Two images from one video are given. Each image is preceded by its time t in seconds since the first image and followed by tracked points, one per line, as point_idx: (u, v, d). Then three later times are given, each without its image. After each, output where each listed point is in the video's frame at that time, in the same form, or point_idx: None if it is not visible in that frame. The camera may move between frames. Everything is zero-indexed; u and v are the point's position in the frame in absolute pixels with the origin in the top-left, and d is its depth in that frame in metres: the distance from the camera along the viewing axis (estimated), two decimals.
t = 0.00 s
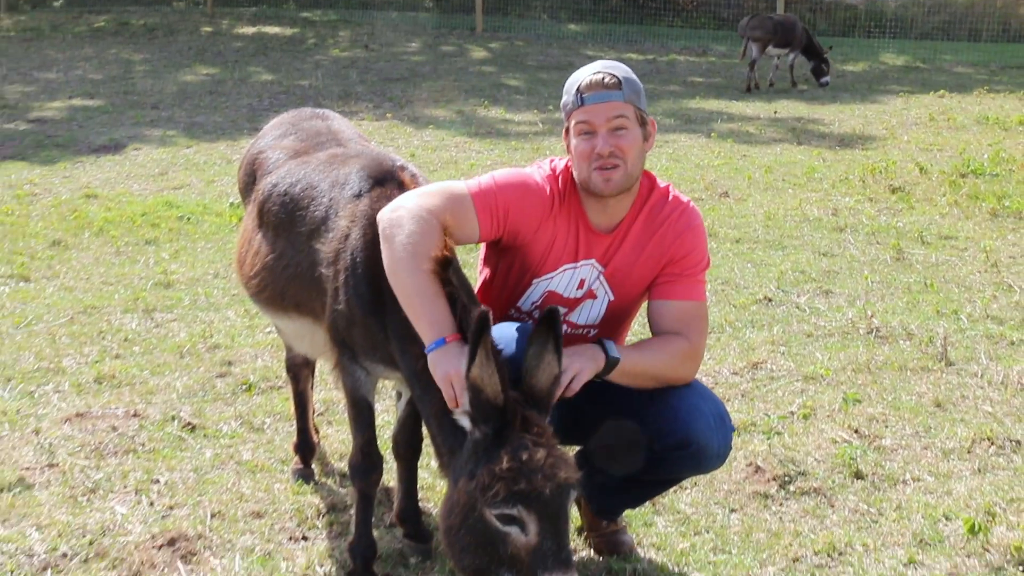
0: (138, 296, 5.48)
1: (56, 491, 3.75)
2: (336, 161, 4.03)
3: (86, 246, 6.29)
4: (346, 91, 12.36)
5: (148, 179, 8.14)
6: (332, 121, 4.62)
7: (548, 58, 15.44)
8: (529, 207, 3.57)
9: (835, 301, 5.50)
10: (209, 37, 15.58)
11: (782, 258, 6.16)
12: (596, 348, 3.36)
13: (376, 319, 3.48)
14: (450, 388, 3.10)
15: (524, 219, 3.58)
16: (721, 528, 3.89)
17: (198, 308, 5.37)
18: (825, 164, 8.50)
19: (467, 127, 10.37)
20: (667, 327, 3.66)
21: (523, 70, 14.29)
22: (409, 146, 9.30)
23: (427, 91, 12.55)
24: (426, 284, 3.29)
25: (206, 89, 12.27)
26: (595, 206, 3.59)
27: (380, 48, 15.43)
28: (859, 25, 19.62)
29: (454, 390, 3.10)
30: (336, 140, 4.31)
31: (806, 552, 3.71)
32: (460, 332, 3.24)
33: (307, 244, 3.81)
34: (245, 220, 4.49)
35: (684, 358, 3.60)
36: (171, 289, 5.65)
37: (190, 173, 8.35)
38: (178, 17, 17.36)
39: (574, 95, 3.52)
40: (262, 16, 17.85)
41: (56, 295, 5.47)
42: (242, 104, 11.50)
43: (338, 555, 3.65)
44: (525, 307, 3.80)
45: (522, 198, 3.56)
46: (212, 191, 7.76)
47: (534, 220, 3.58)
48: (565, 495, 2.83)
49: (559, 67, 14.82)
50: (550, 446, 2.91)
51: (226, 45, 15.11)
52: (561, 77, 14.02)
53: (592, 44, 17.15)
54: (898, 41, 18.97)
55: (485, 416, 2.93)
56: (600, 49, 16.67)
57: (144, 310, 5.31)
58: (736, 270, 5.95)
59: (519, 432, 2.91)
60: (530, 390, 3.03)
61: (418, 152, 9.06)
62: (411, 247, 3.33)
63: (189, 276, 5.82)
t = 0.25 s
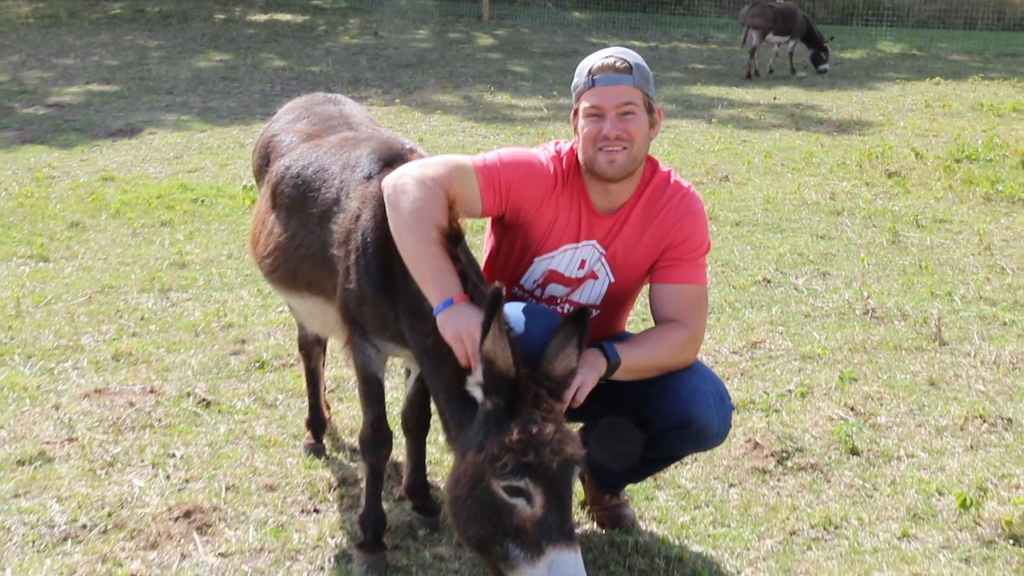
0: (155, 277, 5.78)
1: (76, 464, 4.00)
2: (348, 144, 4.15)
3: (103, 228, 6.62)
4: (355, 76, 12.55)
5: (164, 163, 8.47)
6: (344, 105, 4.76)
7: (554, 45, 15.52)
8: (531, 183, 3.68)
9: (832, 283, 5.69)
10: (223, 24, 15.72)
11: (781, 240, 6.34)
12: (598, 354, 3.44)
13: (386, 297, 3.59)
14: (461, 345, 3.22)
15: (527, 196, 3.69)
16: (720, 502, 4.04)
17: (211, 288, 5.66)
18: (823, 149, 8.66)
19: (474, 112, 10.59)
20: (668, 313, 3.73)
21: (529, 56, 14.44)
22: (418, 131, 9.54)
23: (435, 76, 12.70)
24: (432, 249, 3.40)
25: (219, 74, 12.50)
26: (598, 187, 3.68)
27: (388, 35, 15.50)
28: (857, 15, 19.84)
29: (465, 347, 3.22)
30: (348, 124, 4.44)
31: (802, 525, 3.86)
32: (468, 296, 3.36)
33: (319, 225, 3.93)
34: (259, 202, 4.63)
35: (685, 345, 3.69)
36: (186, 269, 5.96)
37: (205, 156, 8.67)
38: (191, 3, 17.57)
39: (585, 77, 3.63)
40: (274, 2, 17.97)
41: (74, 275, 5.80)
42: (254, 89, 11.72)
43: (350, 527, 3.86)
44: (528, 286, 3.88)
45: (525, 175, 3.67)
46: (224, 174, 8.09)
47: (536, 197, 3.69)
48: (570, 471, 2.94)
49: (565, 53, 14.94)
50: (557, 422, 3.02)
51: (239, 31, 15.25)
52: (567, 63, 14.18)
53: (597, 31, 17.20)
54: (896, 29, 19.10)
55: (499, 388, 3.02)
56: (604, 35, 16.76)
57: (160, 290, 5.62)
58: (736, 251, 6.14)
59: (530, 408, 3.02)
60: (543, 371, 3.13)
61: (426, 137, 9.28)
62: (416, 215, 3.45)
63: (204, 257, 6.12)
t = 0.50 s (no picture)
0: (167, 249, 5.89)
1: (91, 433, 4.09)
2: (357, 119, 4.22)
3: (117, 201, 6.73)
4: (365, 53, 12.60)
5: (177, 138, 8.60)
6: (354, 81, 4.83)
7: (560, 22, 15.52)
8: (537, 160, 3.69)
9: (835, 258, 5.78)
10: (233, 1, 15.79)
11: (785, 215, 6.44)
12: (604, 309, 3.49)
13: (393, 270, 3.65)
14: (467, 326, 3.27)
15: (532, 173, 3.71)
16: (723, 471, 4.12)
17: (223, 261, 5.78)
18: (826, 125, 8.72)
19: (482, 88, 10.65)
20: (672, 286, 3.77)
21: (537, 34, 14.47)
22: (426, 106, 9.63)
23: (443, 52, 12.74)
24: (439, 228, 3.45)
25: (231, 50, 12.58)
26: (603, 164, 3.70)
27: (397, 12, 15.56)
28: None
29: (471, 328, 3.27)
30: (358, 99, 4.52)
31: (804, 494, 3.94)
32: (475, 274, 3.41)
33: (329, 198, 4.00)
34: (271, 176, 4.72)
35: (689, 315, 3.71)
36: (198, 242, 6.06)
37: (216, 132, 8.81)
38: None
39: (596, 51, 3.66)
40: None
41: (89, 248, 5.89)
42: (265, 66, 11.80)
43: (359, 495, 3.96)
44: (533, 260, 3.93)
45: (531, 152, 3.68)
46: (235, 149, 8.22)
47: (542, 174, 3.71)
48: (575, 437, 3.01)
49: (572, 30, 14.95)
50: (561, 390, 3.06)
51: (249, 9, 15.30)
52: (574, 40, 14.21)
53: (603, 9, 17.17)
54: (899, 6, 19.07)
55: (502, 358, 3.07)
56: (610, 12, 16.77)
57: (173, 262, 5.72)
58: (740, 226, 6.23)
59: (533, 375, 3.06)
60: (545, 336, 3.17)
61: (434, 113, 9.36)
62: (424, 194, 3.49)
63: (216, 230, 6.24)
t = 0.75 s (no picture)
0: (181, 233, 6.02)
1: (107, 411, 4.22)
2: (364, 105, 4.34)
3: (131, 185, 6.87)
4: (371, 41, 12.69)
5: (189, 125, 8.72)
6: (361, 68, 4.95)
7: (562, 11, 15.60)
8: (539, 146, 3.80)
9: (828, 241, 5.91)
10: None
11: (780, 200, 6.58)
12: (604, 284, 3.61)
13: (398, 253, 3.77)
14: (468, 313, 3.36)
15: (534, 159, 3.82)
16: (719, 449, 4.25)
17: (234, 245, 5.90)
18: (820, 113, 8.84)
19: (485, 75, 10.76)
20: (668, 271, 3.87)
21: (539, 22, 14.56)
22: (431, 94, 9.75)
23: (447, 41, 12.83)
24: (446, 214, 3.52)
25: (241, 39, 12.68)
26: (604, 151, 3.79)
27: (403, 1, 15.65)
28: None
29: (472, 315, 3.36)
30: (365, 86, 4.63)
31: (797, 471, 4.07)
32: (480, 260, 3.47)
33: (337, 183, 4.12)
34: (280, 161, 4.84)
35: (686, 297, 3.82)
36: (210, 226, 6.20)
37: (227, 119, 8.93)
38: None
39: (602, 41, 3.76)
40: None
41: (104, 232, 6.01)
42: (275, 54, 11.90)
43: (365, 471, 4.09)
44: (535, 242, 4.07)
45: (535, 138, 3.80)
46: (246, 136, 8.34)
47: (544, 161, 3.82)
48: (574, 419, 3.12)
49: (574, 19, 15.04)
50: (560, 372, 3.18)
51: None
52: (575, 28, 14.30)
53: None
54: None
55: (502, 340, 3.20)
56: (610, 2, 16.86)
57: (186, 246, 5.84)
58: (736, 211, 6.37)
59: (533, 359, 3.19)
60: (541, 318, 3.30)
61: (439, 100, 9.48)
62: (432, 181, 3.57)
63: (227, 214, 6.37)
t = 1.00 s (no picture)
0: (193, 225, 6.20)
1: (123, 396, 4.38)
2: (371, 101, 4.49)
3: (145, 178, 7.05)
4: (377, 38, 12.84)
5: (200, 120, 8.88)
6: (368, 65, 5.10)
7: (562, 9, 15.76)
8: (541, 139, 3.94)
9: (818, 233, 6.09)
10: None
11: (773, 193, 6.76)
12: (601, 296, 3.71)
13: (405, 243, 3.91)
14: (475, 276, 3.52)
15: (536, 151, 3.96)
16: (713, 434, 4.41)
17: (246, 236, 6.08)
18: (812, 109, 9.01)
19: (487, 72, 10.91)
20: (666, 263, 3.99)
21: (539, 20, 14.71)
22: (435, 91, 9.91)
23: (450, 38, 12.98)
24: (446, 188, 3.69)
25: (252, 37, 12.83)
26: (605, 145, 3.92)
27: None
28: None
29: (478, 278, 3.52)
30: (372, 82, 4.78)
31: (789, 455, 4.22)
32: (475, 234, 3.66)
33: (344, 175, 4.27)
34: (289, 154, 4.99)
35: (681, 290, 3.93)
36: (221, 218, 6.38)
37: (237, 115, 9.08)
38: None
39: (606, 39, 3.86)
40: None
41: (120, 223, 6.20)
42: (283, 51, 12.05)
43: (372, 455, 4.24)
44: (537, 233, 4.21)
45: (536, 131, 3.93)
46: (256, 130, 8.51)
47: (545, 153, 3.96)
48: (574, 402, 3.26)
49: (573, 17, 15.20)
50: (562, 357, 3.32)
51: None
52: (574, 26, 14.46)
53: None
54: None
55: (508, 325, 3.34)
56: (607, 2, 17.04)
57: (199, 237, 6.02)
58: (730, 204, 6.55)
59: (537, 344, 3.33)
60: (551, 312, 3.46)
61: (442, 96, 9.64)
62: (433, 158, 3.73)
63: (238, 207, 6.55)
